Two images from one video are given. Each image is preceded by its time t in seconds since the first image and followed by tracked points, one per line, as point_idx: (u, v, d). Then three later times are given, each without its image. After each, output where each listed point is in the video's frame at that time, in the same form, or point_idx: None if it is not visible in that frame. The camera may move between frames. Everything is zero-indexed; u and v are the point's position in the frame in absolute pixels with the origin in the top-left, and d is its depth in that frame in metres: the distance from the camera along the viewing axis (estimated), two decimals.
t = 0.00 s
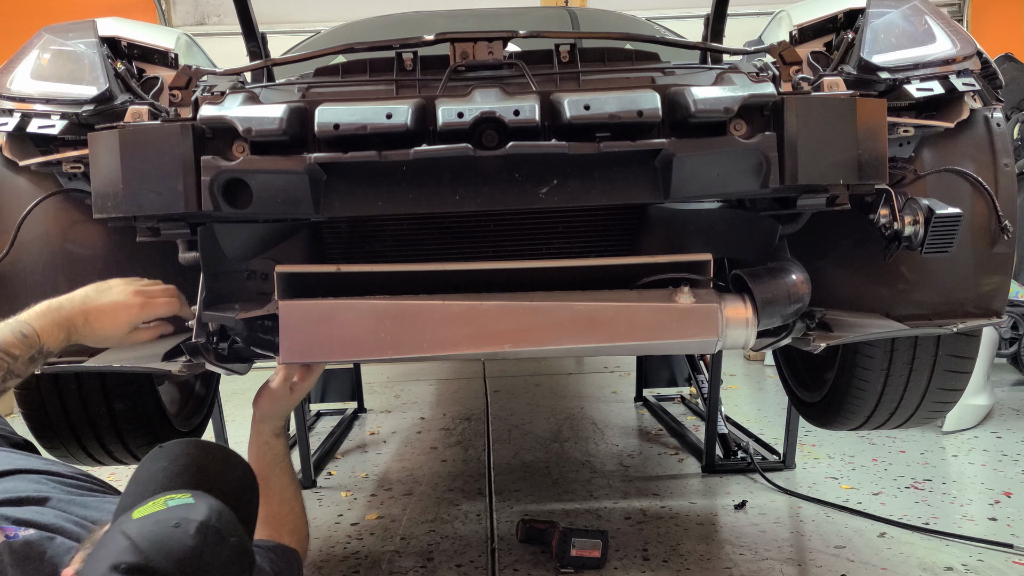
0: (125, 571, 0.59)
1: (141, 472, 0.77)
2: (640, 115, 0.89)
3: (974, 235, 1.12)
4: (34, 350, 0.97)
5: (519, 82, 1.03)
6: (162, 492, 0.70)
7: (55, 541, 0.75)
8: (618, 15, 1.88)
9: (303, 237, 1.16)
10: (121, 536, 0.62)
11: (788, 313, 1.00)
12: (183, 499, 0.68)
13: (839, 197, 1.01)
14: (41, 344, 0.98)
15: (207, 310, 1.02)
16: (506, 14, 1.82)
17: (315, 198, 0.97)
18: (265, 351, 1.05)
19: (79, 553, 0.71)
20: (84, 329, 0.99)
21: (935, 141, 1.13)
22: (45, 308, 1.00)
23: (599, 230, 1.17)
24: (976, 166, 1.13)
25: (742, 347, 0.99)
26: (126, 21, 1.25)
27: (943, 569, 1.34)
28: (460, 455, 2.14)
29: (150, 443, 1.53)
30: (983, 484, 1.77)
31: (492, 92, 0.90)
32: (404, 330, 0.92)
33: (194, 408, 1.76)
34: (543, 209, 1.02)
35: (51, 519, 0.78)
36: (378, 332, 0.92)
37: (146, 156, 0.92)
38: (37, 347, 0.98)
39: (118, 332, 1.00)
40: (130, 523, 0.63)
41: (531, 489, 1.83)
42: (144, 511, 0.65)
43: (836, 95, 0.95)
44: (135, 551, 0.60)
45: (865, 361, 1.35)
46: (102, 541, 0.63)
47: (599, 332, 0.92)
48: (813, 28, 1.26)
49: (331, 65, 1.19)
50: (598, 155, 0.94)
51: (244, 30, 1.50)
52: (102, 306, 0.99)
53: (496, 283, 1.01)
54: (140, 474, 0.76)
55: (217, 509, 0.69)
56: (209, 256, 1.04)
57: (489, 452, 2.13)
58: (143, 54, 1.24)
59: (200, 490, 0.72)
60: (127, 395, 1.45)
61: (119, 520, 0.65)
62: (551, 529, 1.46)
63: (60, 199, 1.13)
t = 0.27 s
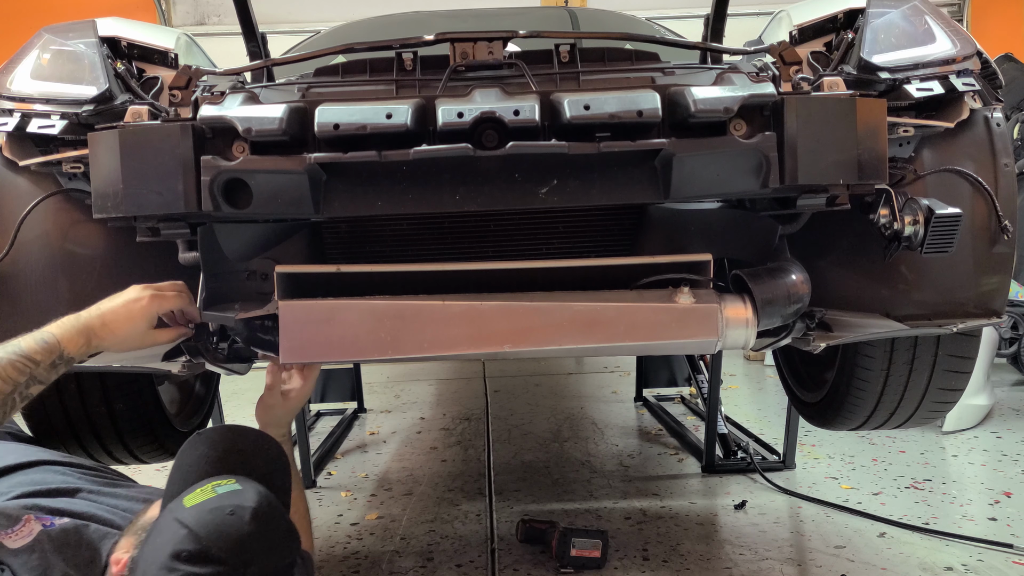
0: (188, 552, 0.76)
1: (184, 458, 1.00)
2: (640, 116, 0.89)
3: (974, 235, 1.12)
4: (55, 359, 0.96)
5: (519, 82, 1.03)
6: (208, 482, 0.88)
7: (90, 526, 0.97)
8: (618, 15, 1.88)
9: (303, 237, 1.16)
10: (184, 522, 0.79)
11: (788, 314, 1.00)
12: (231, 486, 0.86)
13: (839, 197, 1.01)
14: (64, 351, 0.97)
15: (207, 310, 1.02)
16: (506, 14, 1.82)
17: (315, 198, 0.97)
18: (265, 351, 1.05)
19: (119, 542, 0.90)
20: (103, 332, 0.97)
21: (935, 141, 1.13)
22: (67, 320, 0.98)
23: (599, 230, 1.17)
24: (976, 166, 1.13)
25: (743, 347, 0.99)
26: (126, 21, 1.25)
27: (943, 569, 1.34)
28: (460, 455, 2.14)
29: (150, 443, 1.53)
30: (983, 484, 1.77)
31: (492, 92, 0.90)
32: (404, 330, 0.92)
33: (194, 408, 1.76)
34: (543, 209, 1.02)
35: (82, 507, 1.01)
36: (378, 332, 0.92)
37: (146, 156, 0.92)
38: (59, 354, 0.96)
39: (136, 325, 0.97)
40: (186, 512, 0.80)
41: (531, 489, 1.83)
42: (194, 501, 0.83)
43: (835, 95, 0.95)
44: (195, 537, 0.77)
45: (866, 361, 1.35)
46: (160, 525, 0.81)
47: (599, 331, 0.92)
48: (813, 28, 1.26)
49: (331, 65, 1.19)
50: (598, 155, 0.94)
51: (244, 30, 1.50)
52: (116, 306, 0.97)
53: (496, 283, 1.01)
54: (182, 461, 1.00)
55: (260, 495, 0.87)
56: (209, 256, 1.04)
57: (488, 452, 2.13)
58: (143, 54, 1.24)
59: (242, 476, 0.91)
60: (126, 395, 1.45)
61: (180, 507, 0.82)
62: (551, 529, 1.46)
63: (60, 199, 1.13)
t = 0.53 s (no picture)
0: (241, 542, 0.80)
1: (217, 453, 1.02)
2: (640, 116, 0.89)
3: (974, 235, 1.12)
4: (60, 361, 0.96)
5: (519, 82, 1.03)
6: (248, 472, 0.93)
7: (123, 520, 1.07)
8: (618, 15, 1.88)
9: (303, 237, 1.16)
10: (229, 513, 0.83)
11: (788, 314, 1.00)
12: (272, 475, 0.90)
13: (839, 197, 1.01)
14: (71, 352, 0.97)
15: (207, 310, 1.02)
16: (506, 14, 1.82)
17: (315, 198, 0.97)
18: (265, 352, 1.05)
19: (158, 533, 0.98)
20: (104, 332, 0.98)
21: (935, 141, 1.13)
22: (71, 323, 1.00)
23: (599, 230, 1.17)
24: (976, 166, 1.13)
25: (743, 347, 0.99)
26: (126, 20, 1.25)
27: (943, 569, 1.34)
28: (460, 455, 2.14)
29: (150, 443, 1.53)
30: (983, 484, 1.77)
31: (492, 92, 0.90)
32: (404, 330, 0.92)
33: (194, 408, 1.76)
34: (543, 209, 1.02)
35: (111, 501, 1.13)
36: (378, 332, 0.92)
37: (146, 156, 0.92)
38: (64, 357, 0.97)
39: (136, 328, 0.98)
40: (232, 503, 0.84)
41: (531, 489, 1.83)
42: (239, 491, 0.87)
43: (835, 95, 0.95)
44: (245, 526, 0.81)
45: (865, 361, 1.35)
46: (207, 516, 0.85)
47: (600, 331, 0.92)
48: (813, 28, 1.26)
49: (331, 65, 1.19)
50: (598, 155, 0.94)
51: (244, 30, 1.50)
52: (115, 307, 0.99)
53: (496, 283, 1.01)
54: (216, 452, 1.03)
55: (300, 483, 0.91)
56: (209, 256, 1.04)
57: (488, 452, 2.13)
58: (143, 54, 1.24)
59: (282, 464, 0.96)
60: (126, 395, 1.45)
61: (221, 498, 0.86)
62: (551, 529, 1.46)
63: (60, 199, 1.13)
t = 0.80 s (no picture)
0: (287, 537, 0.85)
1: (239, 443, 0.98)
2: (640, 115, 0.89)
3: (973, 235, 1.12)
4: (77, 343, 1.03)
5: (519, 82, 1.03)
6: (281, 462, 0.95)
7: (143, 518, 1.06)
8: (618, 15, 1.89)
9: (304, 237, 1.16)
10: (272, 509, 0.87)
11: (788, 314, 1.00)
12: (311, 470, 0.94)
13: (839, 196, 1.01)
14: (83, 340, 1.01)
15: (207, 309, 1.02)
16: (506, 14, 1.82)
17: (315, 198, 0.97)
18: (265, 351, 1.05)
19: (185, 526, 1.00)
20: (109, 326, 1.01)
21: (934, 141, 1.13)
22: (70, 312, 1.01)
23: (600, 230, 1.17)
24: (976, 166, 1.13)
25: (744, 347, 0.99)
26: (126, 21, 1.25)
27: (942, 569, 1.34)
28: (460, 455, 2.14)
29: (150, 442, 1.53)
30: (983, 484, 1.77)
31: (492, 92, 0.90)
32: (404, 330, 0.92)
33: (195, 408, 1.76)
34: (543, 209, 1.02)
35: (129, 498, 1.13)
36: (378, 332, 0.93)
37: (146, 156, 0.92)
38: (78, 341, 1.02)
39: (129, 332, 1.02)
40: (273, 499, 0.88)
41: (531, 489, 1.83)
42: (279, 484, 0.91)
43: (835, 95, 0.95)
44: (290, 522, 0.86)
45: (865, 361, 1.35)
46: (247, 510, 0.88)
47: (599, 332, 0.92)
48: (813, 28, 1.26)
49: (331, 65, 1.19)
50: (598, 155, 0.94)
51: (244, 31, 1.50)
52: (100, 305, 1.01)
53: (496, 283, 1.01)
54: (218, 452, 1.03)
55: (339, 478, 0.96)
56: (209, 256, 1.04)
57: (488, 452, 2.13)
58: (143, 54, 1.24)
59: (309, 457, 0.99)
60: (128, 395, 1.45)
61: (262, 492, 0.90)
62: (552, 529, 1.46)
63: (60, 199, 1.13)
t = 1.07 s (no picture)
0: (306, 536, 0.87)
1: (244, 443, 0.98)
2: (640, 116, 0.89)
3: (974, 235, 1.12)
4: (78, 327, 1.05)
5: (519, 82, 1.04)
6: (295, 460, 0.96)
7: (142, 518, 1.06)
8: (618, 15, 1.89)
9: (304, 237, 1.16)
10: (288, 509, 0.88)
11: (788, 314, 1.00)
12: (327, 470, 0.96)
13: (839, 197, 1.01)
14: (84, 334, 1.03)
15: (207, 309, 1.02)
16: (506, 14, 1.82)
17: (315, 198, 0.97)
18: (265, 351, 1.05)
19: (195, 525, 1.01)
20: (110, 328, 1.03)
21: (934, 141, 1.13)
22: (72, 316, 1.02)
23: (600, 230, 1.17)
24: (976, 166, 1.13)
25: (744, 347, 0.99)
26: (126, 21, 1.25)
27: (943, 569, 1.34)
28: (460, 455, 2.14)
29: (150, 443, 1.53)
30: (983, 484, 1.77)
31: (492, 92, 0.90)
32: (404, 330, 0.92)
33: (195, 407, 1.76)
34: (543, 209, 1.02)
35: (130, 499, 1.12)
36: (378, 332, 0.93)
37: (146, 156, 0.92)
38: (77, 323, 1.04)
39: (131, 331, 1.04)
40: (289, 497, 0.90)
41: (531, 489, 1.83)
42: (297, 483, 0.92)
43: (835, 95, 0.95)
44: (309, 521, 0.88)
45: (865, 361, 1.35)
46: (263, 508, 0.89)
47: (600, 332, 0.92)
48: (813, 28, 1.26)
49: (331, 65, 1.19)
50: (598, 155, 0.94)
51: (244, 31, 1.50)
52: (99, 310, 1.01)
53: (496, 283, 1.01)
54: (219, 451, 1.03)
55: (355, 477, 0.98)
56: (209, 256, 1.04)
57: (489, 452, 2.13)
58: (143, 54, 1.24)
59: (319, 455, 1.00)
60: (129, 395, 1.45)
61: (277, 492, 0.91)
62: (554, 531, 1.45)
63: (60, 199, 1.13)
